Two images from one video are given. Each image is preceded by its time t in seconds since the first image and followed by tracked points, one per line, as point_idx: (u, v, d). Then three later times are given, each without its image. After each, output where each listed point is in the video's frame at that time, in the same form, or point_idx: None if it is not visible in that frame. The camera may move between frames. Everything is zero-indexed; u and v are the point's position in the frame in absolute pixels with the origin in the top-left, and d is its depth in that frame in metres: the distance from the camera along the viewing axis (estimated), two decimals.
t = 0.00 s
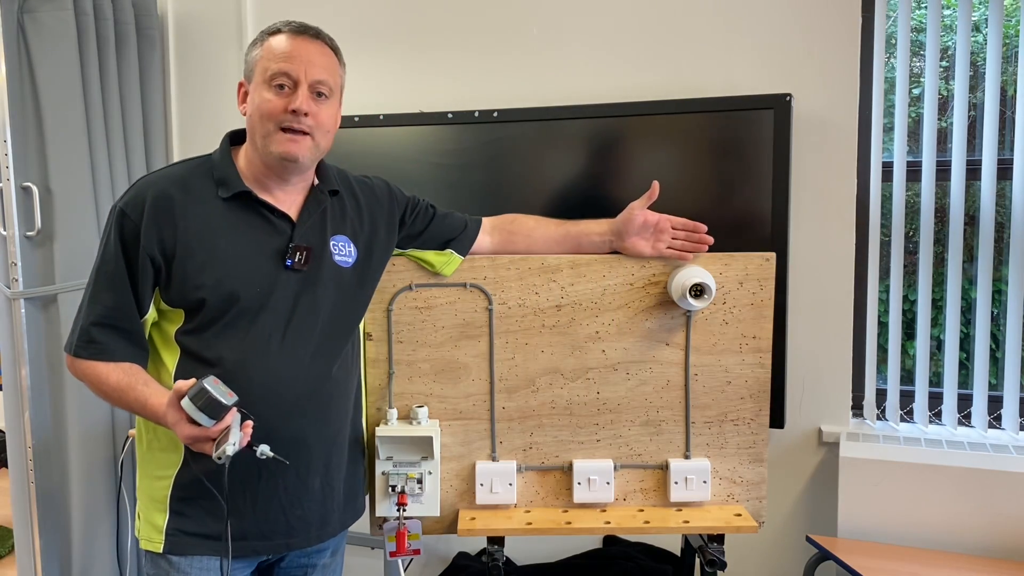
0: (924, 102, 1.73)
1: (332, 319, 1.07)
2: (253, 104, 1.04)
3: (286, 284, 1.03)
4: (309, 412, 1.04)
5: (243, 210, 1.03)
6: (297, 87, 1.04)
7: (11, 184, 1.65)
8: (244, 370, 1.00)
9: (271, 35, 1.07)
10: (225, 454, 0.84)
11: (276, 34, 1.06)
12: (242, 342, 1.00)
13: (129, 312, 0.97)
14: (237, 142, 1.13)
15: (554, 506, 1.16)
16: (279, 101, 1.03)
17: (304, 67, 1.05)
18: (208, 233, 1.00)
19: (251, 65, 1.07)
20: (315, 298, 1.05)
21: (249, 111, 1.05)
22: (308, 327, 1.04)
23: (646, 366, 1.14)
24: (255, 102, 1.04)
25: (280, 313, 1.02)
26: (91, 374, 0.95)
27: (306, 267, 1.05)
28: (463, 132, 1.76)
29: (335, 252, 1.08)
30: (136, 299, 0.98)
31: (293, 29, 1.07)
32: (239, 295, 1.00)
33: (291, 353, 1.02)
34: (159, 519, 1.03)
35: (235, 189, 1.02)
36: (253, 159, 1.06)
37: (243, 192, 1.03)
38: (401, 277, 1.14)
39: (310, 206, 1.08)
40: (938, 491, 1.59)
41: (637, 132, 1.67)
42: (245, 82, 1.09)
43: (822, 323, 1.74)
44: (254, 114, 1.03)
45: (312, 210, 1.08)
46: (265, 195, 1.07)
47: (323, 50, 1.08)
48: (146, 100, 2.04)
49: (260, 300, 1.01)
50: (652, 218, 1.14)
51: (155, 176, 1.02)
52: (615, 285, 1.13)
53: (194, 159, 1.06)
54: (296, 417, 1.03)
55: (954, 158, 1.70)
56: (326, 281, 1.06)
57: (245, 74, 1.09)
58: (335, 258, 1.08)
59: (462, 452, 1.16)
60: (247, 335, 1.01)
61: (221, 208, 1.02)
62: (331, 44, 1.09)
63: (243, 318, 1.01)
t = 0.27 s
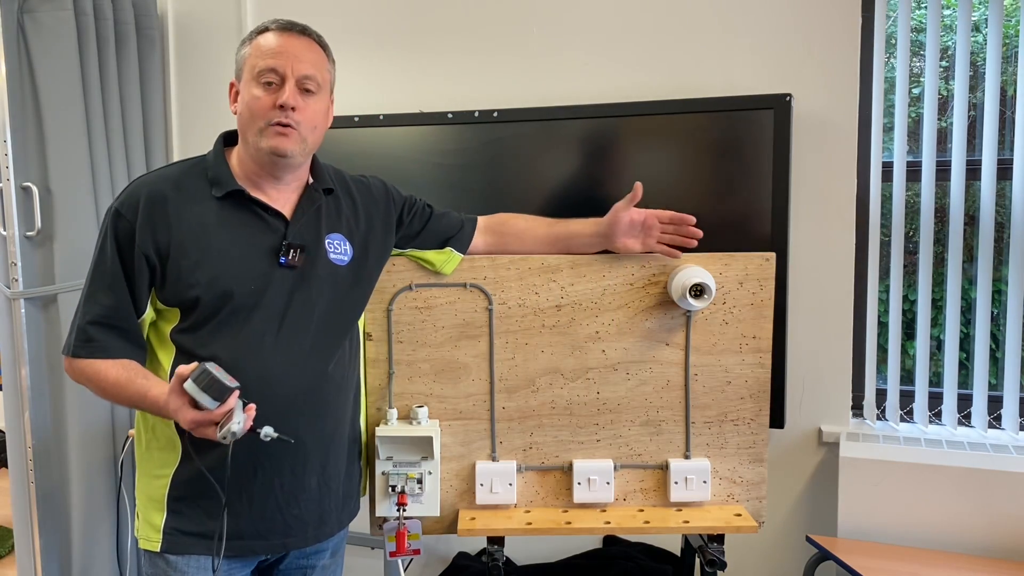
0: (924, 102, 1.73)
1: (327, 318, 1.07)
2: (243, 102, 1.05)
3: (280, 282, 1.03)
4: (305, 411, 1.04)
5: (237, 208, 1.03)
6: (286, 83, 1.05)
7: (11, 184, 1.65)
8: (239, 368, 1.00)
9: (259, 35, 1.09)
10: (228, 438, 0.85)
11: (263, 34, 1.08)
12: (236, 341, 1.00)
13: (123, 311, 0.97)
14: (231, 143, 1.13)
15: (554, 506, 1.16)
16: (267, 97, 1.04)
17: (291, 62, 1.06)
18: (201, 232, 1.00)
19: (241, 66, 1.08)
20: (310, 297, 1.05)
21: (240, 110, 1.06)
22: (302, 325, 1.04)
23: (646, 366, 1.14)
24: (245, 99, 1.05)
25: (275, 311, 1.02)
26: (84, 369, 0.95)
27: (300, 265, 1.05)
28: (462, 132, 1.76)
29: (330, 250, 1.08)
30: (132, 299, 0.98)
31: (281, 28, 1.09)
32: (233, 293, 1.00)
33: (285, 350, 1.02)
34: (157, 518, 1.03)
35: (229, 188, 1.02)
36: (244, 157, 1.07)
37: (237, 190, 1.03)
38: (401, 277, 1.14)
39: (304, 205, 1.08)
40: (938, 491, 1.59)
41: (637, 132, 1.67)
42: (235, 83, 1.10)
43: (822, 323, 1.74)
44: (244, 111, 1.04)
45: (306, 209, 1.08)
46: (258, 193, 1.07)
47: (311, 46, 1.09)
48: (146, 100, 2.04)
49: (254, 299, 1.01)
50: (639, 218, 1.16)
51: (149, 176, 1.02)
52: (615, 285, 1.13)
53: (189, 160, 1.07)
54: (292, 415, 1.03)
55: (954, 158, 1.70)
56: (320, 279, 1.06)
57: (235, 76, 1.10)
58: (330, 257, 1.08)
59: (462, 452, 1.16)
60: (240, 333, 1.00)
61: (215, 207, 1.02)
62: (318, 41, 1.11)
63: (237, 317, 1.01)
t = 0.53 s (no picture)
0: (924, 102, 1.73)
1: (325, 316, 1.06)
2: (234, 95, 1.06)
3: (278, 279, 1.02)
4: (303, 409, 1.04)
5: (234, 206, 1.03)
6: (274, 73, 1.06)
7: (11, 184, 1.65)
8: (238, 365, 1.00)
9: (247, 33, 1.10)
10: (304, 303, 0.80)
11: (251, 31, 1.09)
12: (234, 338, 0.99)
13: (132, 305, 0.94)
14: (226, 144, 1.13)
15: (554, 506, 1.16)
16: (257, 87, 1.04)
17: (280, 54, 1.07)
18: (199, 229, 1.00)
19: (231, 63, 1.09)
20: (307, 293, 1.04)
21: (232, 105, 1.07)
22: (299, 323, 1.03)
23: (646, 366, 1.14)
24: (235, 93, 1.05)
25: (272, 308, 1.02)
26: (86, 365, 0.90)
27: (298, 262, 1.04)
28: (462, 132, 1.76)
29: (328, 248, 1.08)
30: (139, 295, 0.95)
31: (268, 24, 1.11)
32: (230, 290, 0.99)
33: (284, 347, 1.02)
34: (157, 518, 1.03)
35: (226, 185, 1.02)
36: (240, 152, 1.07)
37: (233, 188, 1.03)
38: (401, 277, 1.14)
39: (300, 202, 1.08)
40: (938, 491, 1.59)
41: (637, 131, 1.67)
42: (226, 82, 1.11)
43: (822, 322, 1.74)
44: (235, 104, 1.04)
45: (302, 205, 1.08)
46: (256, 190, 1.08)
47: (298, 39, 1.11)
48: (147, 99, 2.04)
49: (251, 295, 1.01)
50: (509, 208, 1.15)
51: (148, 177, 1.02)
52: (615, 285, 1.13)
53: (186, 161, 1.07)
54: (290, 414, 1.03)
55: (954, 158, 1.70)
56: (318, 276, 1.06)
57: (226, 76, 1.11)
58: (328, 254, 1.07)
59: (462, 452, 1.16)
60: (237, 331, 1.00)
61: (213, 205, 1.02)
62: (306, 34, 1.12)
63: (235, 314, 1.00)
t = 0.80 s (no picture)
0: (924, 102, 1.73)
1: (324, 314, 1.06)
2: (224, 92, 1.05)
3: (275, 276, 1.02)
4: (305, 405, 1.04)
5: (231, 205, 1.03)
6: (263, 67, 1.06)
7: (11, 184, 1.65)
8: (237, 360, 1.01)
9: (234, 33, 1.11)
10: (323, 253, 0.80)
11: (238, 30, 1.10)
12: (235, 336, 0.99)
13: (151, 301, 0.94)
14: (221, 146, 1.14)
15: (554, 506, 1.16)
16: (247, 82, 1.04)
17: (268, 49, 1.07)
18: (197, 228, 0.99)
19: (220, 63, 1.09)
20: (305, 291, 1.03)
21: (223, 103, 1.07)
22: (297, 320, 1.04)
23: (646, 366, 1.14)
24: (226, 89, 1.05)
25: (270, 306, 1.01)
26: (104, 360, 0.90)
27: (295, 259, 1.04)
28: (462, 132, 1.76)
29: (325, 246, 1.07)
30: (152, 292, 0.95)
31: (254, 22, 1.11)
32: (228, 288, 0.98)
33: (286, 343, 1.03)
34: (158, 519, 1.03)
35: (222, 184, 1.02)
36: (234, 149, 1.06)
37: (230, 187, 1.03)
38: (401, 277, 1.14)
39: (295, 202, 1.09)
40: (938, 491, 1.59)
41: (637, 131, 1.67)
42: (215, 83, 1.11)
43: (822, 322, 1.74)
44: (226, 100, 1.04)
45: (298, 206, 1.09)
46: (253, 190, 1.08)
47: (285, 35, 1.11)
48: (146, 99, 2.04)
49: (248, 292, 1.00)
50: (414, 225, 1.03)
51: (145, 178, 1.02)
52: (615, 285, 1.13)
53: (183, 163, 1.07)
54: (292, 411, 1.03)
55: (954, 158, 1.70)
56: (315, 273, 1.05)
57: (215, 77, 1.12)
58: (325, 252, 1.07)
59: (462, 452, 1.16)
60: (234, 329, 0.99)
61: (212, 203, 1.02)
62: (293, 31, 1.12)
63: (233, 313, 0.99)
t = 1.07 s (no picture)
0: (924, 102, 1.73)
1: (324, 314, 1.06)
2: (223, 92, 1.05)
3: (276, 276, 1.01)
4: (306, 405, 1.04)
5: (231, 205, 1.03)
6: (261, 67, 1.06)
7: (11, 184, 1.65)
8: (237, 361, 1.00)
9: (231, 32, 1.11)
10: (302, 258, 0.75)
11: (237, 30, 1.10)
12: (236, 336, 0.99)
13: (149, 301, 0.94)
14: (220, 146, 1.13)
15: (554, 506, 1.16)
16: (245, 82, 1.04)
17: (267, 49, 1.07)
18: (197, 228, 1.00)
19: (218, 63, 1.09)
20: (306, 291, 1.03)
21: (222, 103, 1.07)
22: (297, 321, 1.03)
23: (646, 366, 1.14)
24: (225, 89, 1.05)
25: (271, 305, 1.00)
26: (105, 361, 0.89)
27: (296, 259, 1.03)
28: (462, 132, 1.76)
29: (326, 246, 1.06)
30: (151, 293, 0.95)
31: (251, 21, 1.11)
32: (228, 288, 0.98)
33: (286, 343, 1.03)
34: (158, 519, 1.03)
35: (222, 184, 1.02)
36: (234, 149, 1.06)
37: (230, 187, 1.03)
38: (401, 277, 1.14)
39: (295, 202, 1.08)
40: (938, 491, 1.59)
41: (637, 131, 1.67)
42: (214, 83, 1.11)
43: (822, 322, 1.74)
44: (225, 100, 1.04)
45: (297, 204, 1.08)
46: (253, 189, 1.08)
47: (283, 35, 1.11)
48: (146, 99, 2.04)
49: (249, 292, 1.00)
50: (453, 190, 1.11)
51: (145, 178, 1.02)
52: (615, 285, 1.13)
53: (182, 163, 1.07)
54: (292, 411, 1.03)
55: (954, 158, 1.70)
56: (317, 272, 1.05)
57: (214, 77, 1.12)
58: (326, 252, 1.06)
59: (462, 452, 1.16)
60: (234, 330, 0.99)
61: (211, 203, 1.02)
62: (292, 30, 1.12)
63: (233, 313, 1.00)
